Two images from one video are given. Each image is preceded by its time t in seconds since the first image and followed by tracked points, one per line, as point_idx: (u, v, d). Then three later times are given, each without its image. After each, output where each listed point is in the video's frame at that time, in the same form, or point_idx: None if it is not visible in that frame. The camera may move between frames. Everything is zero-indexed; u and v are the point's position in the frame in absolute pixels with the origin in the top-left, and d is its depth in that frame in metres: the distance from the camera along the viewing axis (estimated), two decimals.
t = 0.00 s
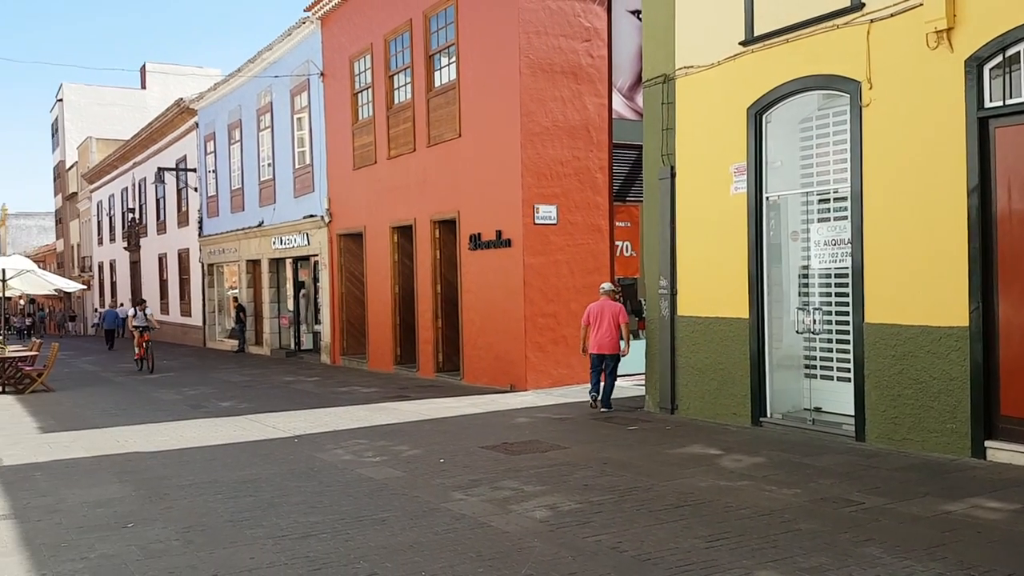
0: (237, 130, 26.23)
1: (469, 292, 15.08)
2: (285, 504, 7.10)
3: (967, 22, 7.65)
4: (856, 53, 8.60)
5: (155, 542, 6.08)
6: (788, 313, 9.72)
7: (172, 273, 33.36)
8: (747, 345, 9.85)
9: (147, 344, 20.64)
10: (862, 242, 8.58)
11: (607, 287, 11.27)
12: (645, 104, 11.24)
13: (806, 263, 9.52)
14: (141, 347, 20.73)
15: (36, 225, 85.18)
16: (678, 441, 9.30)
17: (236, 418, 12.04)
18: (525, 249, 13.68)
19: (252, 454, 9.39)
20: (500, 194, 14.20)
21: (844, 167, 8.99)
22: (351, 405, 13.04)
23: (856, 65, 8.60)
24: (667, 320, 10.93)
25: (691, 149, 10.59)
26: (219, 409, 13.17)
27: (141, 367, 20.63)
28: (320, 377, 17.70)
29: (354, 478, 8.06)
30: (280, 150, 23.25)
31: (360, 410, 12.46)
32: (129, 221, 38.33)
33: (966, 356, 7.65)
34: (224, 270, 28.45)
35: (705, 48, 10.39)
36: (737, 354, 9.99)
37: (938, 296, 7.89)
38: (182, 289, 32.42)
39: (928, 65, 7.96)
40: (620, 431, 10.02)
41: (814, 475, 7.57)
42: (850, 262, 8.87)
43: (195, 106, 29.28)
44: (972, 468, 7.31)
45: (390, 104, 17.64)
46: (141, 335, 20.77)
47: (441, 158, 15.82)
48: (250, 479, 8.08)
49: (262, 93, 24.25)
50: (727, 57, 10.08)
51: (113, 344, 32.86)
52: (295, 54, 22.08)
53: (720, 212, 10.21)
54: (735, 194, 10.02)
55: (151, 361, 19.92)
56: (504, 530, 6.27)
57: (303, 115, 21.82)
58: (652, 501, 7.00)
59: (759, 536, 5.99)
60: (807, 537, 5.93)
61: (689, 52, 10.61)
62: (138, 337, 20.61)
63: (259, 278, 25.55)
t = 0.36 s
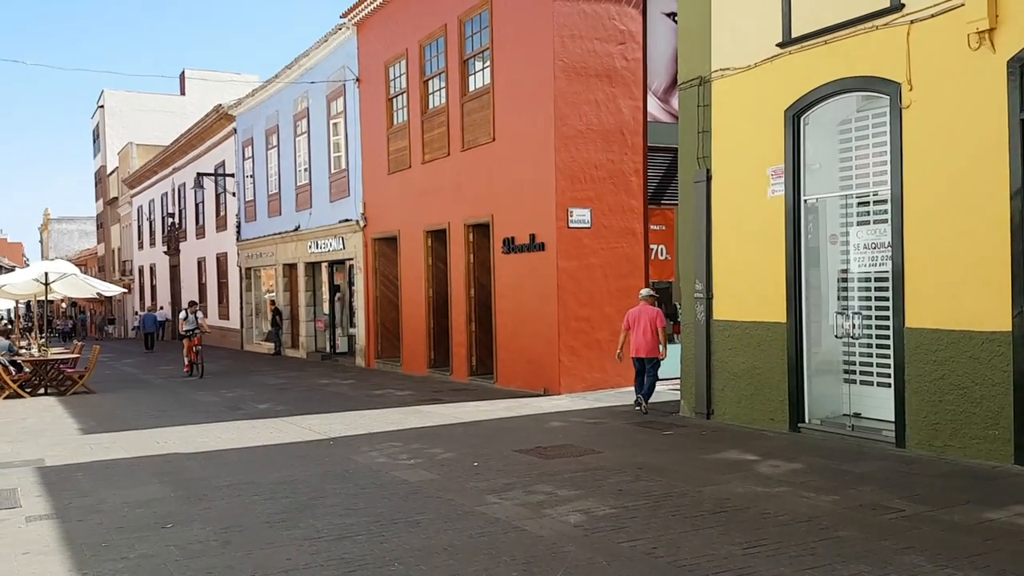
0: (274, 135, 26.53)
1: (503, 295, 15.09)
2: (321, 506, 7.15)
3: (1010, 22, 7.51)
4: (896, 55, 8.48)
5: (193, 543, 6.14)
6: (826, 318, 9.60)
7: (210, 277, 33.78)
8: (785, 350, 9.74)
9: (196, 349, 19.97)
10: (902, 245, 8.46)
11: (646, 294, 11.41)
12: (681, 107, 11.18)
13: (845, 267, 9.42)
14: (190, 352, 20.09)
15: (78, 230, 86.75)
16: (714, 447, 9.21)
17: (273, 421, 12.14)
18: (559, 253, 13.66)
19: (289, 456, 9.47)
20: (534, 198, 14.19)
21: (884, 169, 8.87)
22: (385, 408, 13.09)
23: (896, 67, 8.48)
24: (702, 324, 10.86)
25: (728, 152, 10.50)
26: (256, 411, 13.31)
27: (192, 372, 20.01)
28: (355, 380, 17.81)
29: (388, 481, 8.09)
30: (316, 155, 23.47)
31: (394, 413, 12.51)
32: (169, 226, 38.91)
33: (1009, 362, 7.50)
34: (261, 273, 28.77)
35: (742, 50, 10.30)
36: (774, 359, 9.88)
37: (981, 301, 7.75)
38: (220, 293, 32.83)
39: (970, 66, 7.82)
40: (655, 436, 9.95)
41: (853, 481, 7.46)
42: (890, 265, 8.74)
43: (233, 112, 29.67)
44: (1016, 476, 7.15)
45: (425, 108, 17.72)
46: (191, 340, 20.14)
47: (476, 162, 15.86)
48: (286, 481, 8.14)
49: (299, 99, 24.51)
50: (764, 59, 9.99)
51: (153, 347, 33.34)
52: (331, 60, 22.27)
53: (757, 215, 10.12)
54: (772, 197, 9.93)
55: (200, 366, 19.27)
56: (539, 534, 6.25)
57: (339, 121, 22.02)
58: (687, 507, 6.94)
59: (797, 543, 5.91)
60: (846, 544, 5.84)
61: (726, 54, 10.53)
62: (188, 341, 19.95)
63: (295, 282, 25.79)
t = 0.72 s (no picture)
0: (307, 138, 26.73)
1: (533, 297, 15.07)
2: (354, 506, 7.18)
3: None
4: (933, 53, 8.34)
5: (228, 541, 6.20)
6: (862, 319, 9.47)
7: (245, 278, 34.14)
8: (820, 352, 9.62)
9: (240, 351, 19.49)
10: (940, 245, 8.32)
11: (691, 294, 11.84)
12: (714, 106, 11.10)
13: (882, 267, 9.28)
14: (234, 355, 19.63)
15: (115, 232, 88.09)
16: (747, 450, 9.11)
17: (306, 421, 12.24)
18: (589, 254, 13.62)
19: (322, 455, 9.53)
20: (564, 200, 14.17)
21: (921, 168, 8.74)
22: (417, 408, 13.14)
23: (933, 64, 8.34)
24: (736, 326, 10.77)
25: (762, 151, 10.40)
26: (289, 411, 13.42)
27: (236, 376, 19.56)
28: (387, 380, 17.89)
29: (420, 481, 8.11)
30: (348, 157, 23.62)
31: (426, 413, 12.55)
32: (203, 227, 39.37)
33: None
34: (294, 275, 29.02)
35: (776, 49, 10.20)
36: (809, 361, 9.77)
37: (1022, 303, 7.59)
38: (254, 294, 33.16)
39: (1009, 63, 7.68)
40: (688, 438, 9.89)
41: (889, 485, 7.34)
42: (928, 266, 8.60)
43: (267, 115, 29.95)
44: None
45: (455, 110, 17.76)
46: (234, 341, 19.56)
47: (506, 164, 15.86)
48: (320, 480, 8.20)
49: (331, 102, 24.69)
50: (798, 57, 9.88)
51: (187, 347, 33.76)
52: (363, 63, 22.40)
53: (791, 215, 10.01)
54: (807, 197, 9.82)
55: (244, 369, 18.80)
56: (570, 536, 6.23)
57: (371, 123, 22.14)
58: (720, 509, 6.88)
59: (832, 547, 5.83)
60: (882, 548, 5.75)
61: (759, 53, 10.43)
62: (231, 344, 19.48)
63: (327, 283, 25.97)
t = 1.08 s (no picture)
0: (339, 138, 26.90)
1: (564, 296, 15.03)
2: (386, 503, 7.19)
3: None
4: (973, 47, 8.19)
5: (263, 537, 6.24)
6: (900, 317, 9.32)
7: (278, 277, 34.44)
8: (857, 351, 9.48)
9: (283, 348, 18.95)
10: (980, 243, 8.15)
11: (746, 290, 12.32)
12: (748, 102, 10.97)
13: (920, 265, 9.12)
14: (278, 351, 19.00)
15: (152, 232, 89.44)
16: (782, 450, 9.00)
17: (338, 418, 12.30)
18: (621, 252, 13.55)
19: (354, 453, 9.57)
20: (596, 198, 14.11)
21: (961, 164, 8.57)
22: (448, 406, 13.16)
23: (973, 59, 8.18)
24: (770, 324, 10.64)
25: (797, 148, 10.26)
26: (322, 408, 13.50)
27: (278, 373, 19.11)
28: (419, 378, 17.95)
29: (452, 479, 8.11)
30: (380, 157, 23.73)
31: (457, 411, 12.56)
32: (238, 226, 39.78)
33: None
34: (326, 274, 29.23)
35: (812, 44, 10.05)
36: (845, 360, 9.63)
37: None
38: (287, 292, 33.43)
39: None
40: (721, 438, 9.79)
41: (927, 486, 7.21)
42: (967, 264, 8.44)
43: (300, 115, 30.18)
44: None
45: (487, 108, 17.75)
46: (278, 338, 18.88)
47: (537, 162, 15.83)
48: (353, 477, 8.23)
49: (363, 102, 24.82)
50: (834, 53, 9.74)
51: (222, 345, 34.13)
52: (395, 63, 22.48)
53: (827, 212, 9.88)
54: (843, 193, 9.67)
55: (287, 371, 18.24)
56: (603, 536, 6.19)
57: (402, 123, 22.21)
58: (755, 510, 6.80)
59: (869, 548, 5.73)
60: (920, 550, 5.64)
61: (795, 48, 10.29)
62: (274, 341, 18.86)
63: (360, 282, 26.11)
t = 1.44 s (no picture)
0: (367, 136, 27.01)
1: (591, 293, 14.98)
2: (413, 499, 7.20)
3: None
4: (1008, 40, 8.04)
5: (291, 531, 6.28)
6: (932, 315, 9.18)
7: (306, 274, 34.69)
8: (888, 349, 9.36)
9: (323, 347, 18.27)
10: (1015, 239, 8.00)
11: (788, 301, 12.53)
12: (778, 97, 10.86)
13: (953, 261, 8.98)
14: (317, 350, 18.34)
15: (183, 229, 90.55)
16: (812, 448, 8.90)
17: (366, 414, 12.35)
18: (648, 249, 13.48)
19: (381, 448, 9.60)
20: (623, 194, 14.04)
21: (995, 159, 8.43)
22: (475, 403, 13.17)
23: (1009, 52, 8.03)
24: (800, 321, 10.54)
25: (828, 143, 10.14)
26: (350, 404, 13.57)
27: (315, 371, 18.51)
28: (445, 375, 17.99)
29: (479, 475, 8.11)
30: (407, 154, 23.80)
31: (484, 408, 12.57)
32: (267, 223, 40.13)
33: None
34: (354, 271, 29.39)
35: (843, 38, 9.92)
36: (877, 358, 9.51)
37: None
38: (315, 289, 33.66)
39: None
40: (749, 436, 9.71)
41: (960, 485, 7.10)
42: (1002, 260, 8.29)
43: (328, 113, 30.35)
44: None
45: (513, 105, 17.73)
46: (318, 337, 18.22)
47: (564, 158, 15.78)
48: (380, 473, 8.26)
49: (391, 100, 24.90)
50: (866, 46, 9.61)
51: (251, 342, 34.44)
52: (422, 60, 22.53)
53: (858, 208, 9.75)
54: (875, 189, 9.54)
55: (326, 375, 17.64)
56: (629, 533, 6.15)
57: (429, 120, 22.25)
58: (785, 509, 6.72)
59: (900, 548, 5.65)
60: (952, 550, 5.55)
61: (826, 42, 10.17)
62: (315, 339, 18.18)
63: (387, 278, 26.22)
